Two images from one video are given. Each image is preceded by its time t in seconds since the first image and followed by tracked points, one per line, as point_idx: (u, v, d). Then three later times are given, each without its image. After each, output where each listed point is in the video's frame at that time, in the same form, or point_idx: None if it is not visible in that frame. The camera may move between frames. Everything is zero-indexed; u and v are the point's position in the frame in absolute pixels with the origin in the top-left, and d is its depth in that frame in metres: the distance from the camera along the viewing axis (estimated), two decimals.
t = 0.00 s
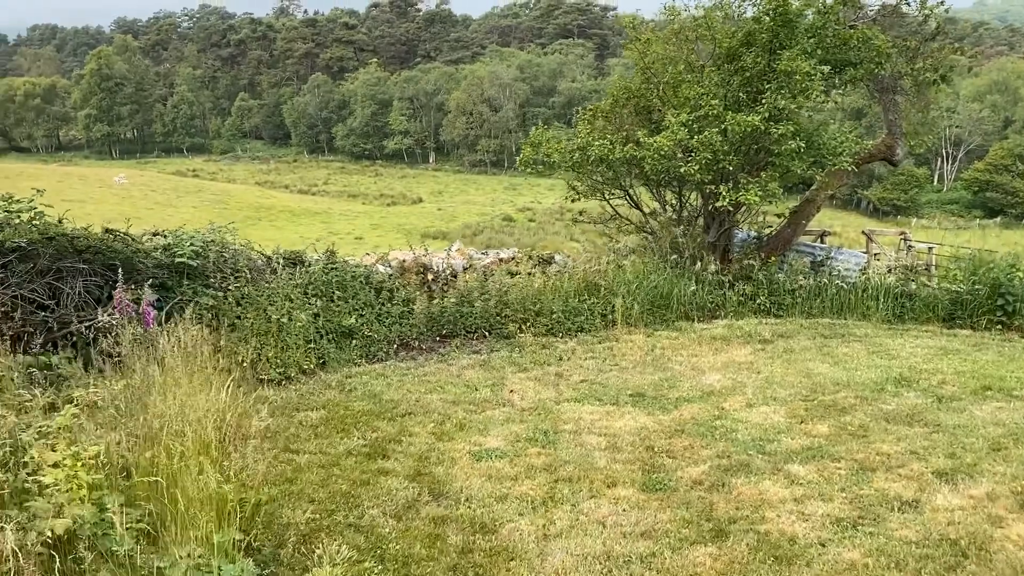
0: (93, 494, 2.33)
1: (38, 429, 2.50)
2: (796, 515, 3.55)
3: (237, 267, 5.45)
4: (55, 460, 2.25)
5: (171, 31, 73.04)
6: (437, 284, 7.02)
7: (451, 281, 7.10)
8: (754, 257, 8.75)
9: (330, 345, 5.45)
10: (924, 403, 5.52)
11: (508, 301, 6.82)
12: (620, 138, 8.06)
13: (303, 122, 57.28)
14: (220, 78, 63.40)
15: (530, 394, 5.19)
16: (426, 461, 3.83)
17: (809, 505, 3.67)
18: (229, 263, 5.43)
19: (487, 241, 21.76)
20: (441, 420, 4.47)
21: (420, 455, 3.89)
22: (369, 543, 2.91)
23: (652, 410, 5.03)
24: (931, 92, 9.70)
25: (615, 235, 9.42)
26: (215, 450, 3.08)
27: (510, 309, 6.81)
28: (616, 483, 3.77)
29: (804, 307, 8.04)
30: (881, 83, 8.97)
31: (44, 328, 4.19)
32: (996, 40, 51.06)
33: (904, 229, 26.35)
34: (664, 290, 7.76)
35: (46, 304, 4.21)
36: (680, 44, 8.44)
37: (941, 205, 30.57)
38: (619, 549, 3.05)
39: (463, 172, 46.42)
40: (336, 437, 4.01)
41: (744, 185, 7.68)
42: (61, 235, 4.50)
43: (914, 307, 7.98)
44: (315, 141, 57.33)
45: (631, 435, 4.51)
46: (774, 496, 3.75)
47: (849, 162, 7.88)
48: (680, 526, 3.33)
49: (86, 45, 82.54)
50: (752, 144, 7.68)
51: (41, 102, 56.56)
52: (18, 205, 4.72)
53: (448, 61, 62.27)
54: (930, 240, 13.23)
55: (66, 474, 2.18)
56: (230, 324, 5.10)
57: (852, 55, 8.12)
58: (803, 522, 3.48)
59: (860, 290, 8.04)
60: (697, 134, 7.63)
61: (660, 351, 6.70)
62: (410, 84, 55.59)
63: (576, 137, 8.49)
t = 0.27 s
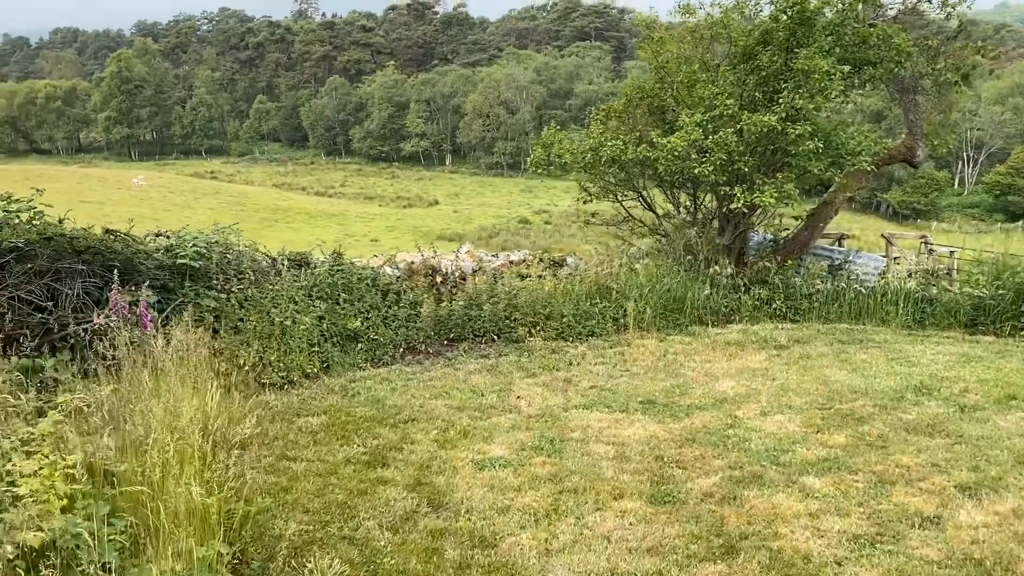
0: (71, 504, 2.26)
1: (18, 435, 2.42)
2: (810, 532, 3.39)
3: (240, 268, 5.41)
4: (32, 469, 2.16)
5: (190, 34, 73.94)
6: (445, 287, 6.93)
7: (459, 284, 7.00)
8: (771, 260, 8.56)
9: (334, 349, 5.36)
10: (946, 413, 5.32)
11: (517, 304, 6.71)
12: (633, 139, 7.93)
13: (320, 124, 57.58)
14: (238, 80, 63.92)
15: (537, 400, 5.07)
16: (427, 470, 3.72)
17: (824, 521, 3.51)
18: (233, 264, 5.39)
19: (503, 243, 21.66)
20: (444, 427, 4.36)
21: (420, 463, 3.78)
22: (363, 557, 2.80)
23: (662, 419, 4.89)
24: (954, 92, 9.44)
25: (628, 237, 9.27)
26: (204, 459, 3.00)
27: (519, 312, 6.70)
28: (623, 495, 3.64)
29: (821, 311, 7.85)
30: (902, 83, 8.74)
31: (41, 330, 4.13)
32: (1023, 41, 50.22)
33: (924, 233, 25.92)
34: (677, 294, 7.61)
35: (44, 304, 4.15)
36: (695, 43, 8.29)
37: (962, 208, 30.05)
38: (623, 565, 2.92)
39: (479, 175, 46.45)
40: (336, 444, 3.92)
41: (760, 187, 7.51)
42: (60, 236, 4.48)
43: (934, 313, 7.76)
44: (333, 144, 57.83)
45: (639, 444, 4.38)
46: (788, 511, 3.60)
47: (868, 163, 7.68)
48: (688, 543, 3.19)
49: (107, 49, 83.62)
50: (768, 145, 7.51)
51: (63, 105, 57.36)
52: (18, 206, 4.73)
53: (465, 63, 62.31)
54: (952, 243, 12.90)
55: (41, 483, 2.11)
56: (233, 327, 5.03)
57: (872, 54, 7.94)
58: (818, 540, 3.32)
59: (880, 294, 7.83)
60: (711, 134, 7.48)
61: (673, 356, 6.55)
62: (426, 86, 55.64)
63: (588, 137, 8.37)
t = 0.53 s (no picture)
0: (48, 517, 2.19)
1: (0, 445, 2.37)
2: (821, 549, 3.26)
3: (243, 272, 5.40)
4: (8, 482, 2.09)
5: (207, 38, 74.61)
6: (451, 290, 6.85)
7: (466, 288, 6.91)
8: (783, 264, 8.41)
9: (336, 354, 5.29)
10: (963, 423, 5.16)
11: (524, 308, 6.62)
12: (643, 141, 7.82)
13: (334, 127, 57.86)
14: (253, 84, 64.36)
15: (542, 407, 4.97)
16: (426, 480, 3.63)
17: (835, 537, 3.38)
18: (234, 268, 5.36)
19: (515, 246, 21.59)
20: (446, 435, 4.27)
21: (419, 473, 3.70)
22: (355, 573, 2.72)
23: (670, 427, 4.78)
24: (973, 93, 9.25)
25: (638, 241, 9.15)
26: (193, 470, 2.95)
27: (526, 316, 6.61)
28: (628, 508, 3.53)
29: (835, 317, 7.69)
30: (918, 84, 8.58)
31: (39, 333, 4.15)
32: None
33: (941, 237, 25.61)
34: (687, 299, 7.48)
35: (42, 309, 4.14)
36: (706, 44, 8.18)
37: (979, 213, 29.71)
38: None
39: (493, 178, 46.50)
40: (334, 452, 3.84)
41: (773, 190, 7.37)
42: (58, 238, 4.44)
43: (951, 319, 7.59)
44: (348, 148, 58.06)
45: (645, 454, 4.27)
46: (798, 526, 3.47)
47: (884, 165, 7.52)
48: (694, 560, 3.07)
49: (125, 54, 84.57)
50: (781, 148, 7.38)
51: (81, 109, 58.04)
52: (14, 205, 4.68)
53: (479, 67, 62.40)
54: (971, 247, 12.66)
55: (16, 497, 2.04)
56: (234, 331, 4.98)
57: (887, 55, 7.79)
58: (829, 557, 3.20)
59: (895, 300, 7.66)
60: (723, 136, 7.36)
61: (683, 363, 6.42)
62: (440, 89, 55.74)
63: (598, 139, 8.27)
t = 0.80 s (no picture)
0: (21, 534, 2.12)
1: None
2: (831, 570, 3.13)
3: (243, 277, 5.34)
4: None
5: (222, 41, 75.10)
6: (456, 295, 6.76)
7: (471, 293, 6.82)
8: (796, 269, 8.25)
9: (337, 360, 5.21)
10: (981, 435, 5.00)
11: (529, 314, 6.52)
12: (651, 143, 7.70)
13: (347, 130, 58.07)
14: (267, 87, 64.73)
15: (545, 417, 4.86)
16: (423, 493, 3.53)
17: (846, 558, 3.25)
18: (235, 273, 5.32)
19: (527, 249, 21.48)
20: (446, 446, 4.17)
21: (416, 486, 3.60)
22: None
23: (677, 439, 4.65)
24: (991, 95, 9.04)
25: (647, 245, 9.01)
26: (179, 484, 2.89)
27: (532, 322, 6.50)
28: (630, 525, 3.41)
29: (849, 324, 7.53)
30: (934, 85, 8.40)
31: (32, 339, 4.15)
32: None
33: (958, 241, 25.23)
34: (697, 305, 7.34)
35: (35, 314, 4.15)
36: (717, 45, 8.05)
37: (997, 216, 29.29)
38: None
39: (505, 180, 46.50)
40: (330, 463, 3.76)
41: (784, 194, 7.22)
42: (52, 242, 4.47)
43: (968, 325, 7.42)
44: (361, 150, 58.31)
45: (650, 467, 4.15)
46: (807, 546, 3.34)
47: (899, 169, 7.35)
48: None
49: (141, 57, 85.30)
50: (794, 150, 7.23)
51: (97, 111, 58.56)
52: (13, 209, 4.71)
53: (492, 69, 62.40)
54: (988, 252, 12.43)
55: None
56: (233, 337, 4.92)
57: (902, 56, 7.62)
58: None
59: (911, 307, 7.49)
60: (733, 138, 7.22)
61: (691, 371, 6.28)
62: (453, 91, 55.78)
63: (606, 142, 8.16)
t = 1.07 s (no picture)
0: None
1: None
2: None
3: (240, 282, 5.28)
4: None
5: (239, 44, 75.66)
6: (459, 301, 6.65)
7: (474, 298, 6.72)
8: (808, 275, 8.07)
9: (334, 368, 5.12)
10: (997, 450, 4.82)
11: (532, 320, 6.40)
12: (659, 146, 7.57)
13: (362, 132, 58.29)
14: (283, 89, 65.10)
15: (545, 428, 4.74)
16: (413, 508, 3.42)
17: None
18: (231, 278, 5.27)
19: (541, 252, 21.36)
20: (441, 458, 4.07)
21: (406, 500, 3.50)
22: None
23: (680, 452, 4.51)
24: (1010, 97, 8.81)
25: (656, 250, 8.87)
26: (157, 499, 2.83)
27: (535, 329, 6.39)
28: (626, 545, 3.28)
29: (861, 332, 7.35)
30: (950, 87, 8.20)
31: (19, 346, 4.17)
32: None
33: (977, 246, 24.82)
34: (705, 311, 7.19)
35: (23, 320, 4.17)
36: (726, 46, 7.91)
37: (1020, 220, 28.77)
38: None
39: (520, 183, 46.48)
40: (320, 476, 3.66)
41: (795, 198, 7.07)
42: (42, 246, 4.46)
43: (984, 334, 7.22)
44: (376, 153, 58.59)
45: (650, 481, 4.02)
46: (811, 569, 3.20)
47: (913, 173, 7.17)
48: None
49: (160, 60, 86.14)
50: (805, 153, 7.07)
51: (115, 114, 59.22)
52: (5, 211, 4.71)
53: (507, 72, 62.38)
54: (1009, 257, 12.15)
55: None
56: (228, 344, 4.86)
57: (917, 56, 7.43)
58: None
59: (925, 314, 7.30)
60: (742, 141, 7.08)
61: (698, 380, 6.14)
62: (467, 94, 55.79)
63: (613, 144, 8.03)
